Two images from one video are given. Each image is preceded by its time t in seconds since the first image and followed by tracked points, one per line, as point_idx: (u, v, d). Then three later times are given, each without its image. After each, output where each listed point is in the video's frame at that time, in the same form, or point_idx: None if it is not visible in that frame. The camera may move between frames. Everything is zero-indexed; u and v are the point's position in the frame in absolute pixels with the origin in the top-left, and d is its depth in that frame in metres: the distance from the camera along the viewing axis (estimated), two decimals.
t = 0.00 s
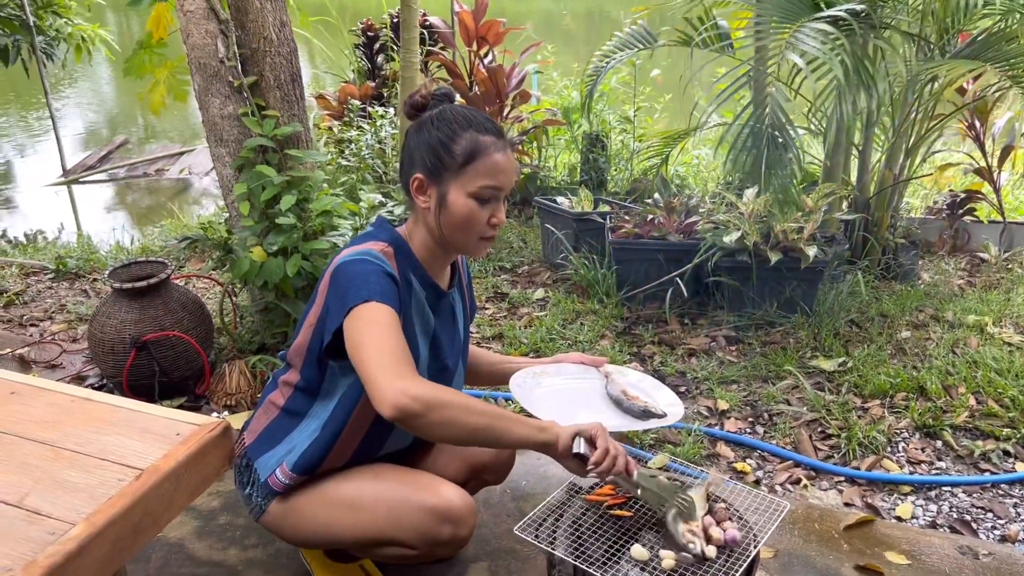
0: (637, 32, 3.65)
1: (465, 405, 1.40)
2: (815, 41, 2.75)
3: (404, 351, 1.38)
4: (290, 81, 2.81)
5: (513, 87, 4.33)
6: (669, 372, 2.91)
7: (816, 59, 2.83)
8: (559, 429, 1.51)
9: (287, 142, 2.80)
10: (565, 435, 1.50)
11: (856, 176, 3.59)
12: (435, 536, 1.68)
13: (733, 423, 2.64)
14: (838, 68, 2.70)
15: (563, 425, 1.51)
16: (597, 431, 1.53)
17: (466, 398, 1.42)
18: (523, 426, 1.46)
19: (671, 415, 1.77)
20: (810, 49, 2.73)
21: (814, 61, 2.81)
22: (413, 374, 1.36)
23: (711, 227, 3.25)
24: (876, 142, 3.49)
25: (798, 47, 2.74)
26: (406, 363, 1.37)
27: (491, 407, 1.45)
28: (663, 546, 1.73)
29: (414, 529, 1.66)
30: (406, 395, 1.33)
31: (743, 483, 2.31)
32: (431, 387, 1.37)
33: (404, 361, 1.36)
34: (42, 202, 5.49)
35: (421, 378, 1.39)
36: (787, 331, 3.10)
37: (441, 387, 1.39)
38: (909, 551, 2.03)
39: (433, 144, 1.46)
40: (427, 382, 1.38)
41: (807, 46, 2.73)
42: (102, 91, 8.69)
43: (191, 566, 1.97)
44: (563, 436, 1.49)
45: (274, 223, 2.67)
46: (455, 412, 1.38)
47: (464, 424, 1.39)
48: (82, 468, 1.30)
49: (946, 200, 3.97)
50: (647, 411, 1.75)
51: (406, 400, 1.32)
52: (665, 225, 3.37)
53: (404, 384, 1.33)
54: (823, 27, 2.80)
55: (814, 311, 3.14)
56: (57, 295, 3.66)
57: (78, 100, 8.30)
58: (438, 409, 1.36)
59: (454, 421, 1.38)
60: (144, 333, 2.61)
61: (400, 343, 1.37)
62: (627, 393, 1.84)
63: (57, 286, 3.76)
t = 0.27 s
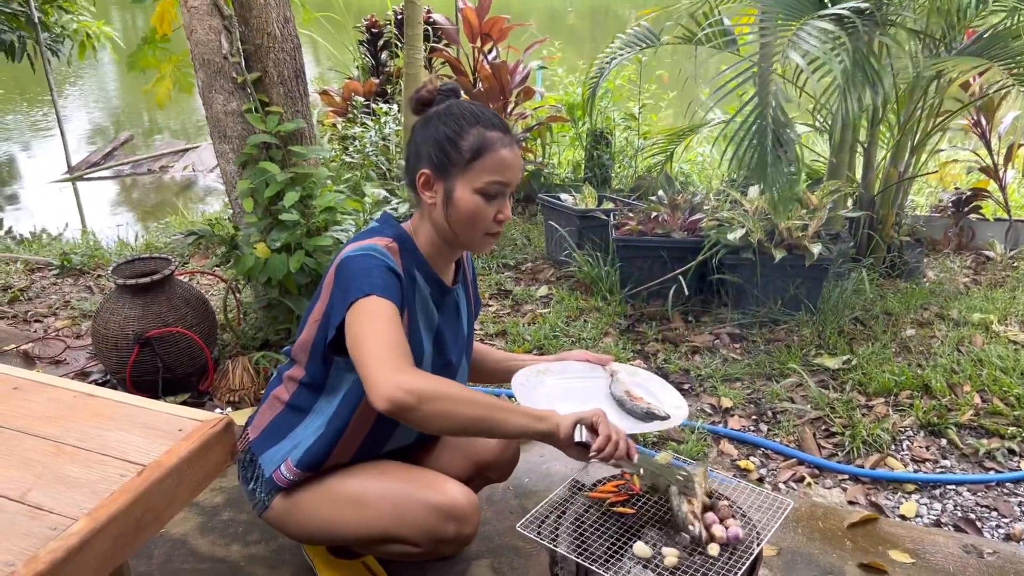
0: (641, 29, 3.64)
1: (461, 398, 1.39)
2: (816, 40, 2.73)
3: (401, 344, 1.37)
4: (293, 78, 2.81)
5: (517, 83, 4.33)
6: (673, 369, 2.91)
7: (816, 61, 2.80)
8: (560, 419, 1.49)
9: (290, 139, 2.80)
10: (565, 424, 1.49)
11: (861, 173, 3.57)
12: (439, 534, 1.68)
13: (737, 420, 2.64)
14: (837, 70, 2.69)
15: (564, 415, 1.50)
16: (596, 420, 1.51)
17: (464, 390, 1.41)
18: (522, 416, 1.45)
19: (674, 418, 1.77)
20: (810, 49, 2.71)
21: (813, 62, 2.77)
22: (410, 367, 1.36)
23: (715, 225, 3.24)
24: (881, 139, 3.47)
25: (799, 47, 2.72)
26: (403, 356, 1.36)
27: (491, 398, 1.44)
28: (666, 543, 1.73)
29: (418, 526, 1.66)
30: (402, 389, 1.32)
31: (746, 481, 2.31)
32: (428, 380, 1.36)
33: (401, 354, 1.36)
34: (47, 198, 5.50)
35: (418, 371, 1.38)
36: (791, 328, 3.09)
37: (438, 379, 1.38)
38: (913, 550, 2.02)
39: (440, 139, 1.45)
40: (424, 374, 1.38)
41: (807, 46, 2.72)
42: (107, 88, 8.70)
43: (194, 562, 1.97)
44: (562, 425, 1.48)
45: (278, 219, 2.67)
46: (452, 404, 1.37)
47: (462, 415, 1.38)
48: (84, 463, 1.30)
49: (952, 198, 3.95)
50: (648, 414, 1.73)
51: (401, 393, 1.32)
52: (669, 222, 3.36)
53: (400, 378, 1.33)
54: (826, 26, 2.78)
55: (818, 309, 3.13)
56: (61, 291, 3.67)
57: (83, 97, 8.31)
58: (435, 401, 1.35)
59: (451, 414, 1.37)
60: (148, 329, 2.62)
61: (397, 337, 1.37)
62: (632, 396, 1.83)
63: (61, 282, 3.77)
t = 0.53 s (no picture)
0: (646, 26, 3.62)
1: (426, 377, 1.38)
2: (820, 40, 2.70)
3: (367, 329, 1.35)
4: (298, 75, 2.80)
5: (522, 81, 4.33)
6: (678, 368, 2.90)
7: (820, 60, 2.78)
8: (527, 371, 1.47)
9: (295, 136, 2.80)
10: (533, 377, 1.46)
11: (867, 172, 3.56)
12: (446, 535, 1.68)
13: (742, 419, 2.63)
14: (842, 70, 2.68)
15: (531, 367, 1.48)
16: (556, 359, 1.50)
17: (433, 370, 1.40)
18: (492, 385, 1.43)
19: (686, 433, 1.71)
20: (815, 49, 2.68)
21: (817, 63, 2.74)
22: (376, 357, 1.35)
23: (720, 223, 3.23)
24: (887, 137, 3.46)
25: (803, 47, 2.69)
26: (369, 343, 1.35)
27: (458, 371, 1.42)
28: (671, 543, 1.73)
29: (428, 527, 1.66)
30: (364, 385, 1.31)
31: (751, 480, 2.30)
32: (394, 367, 1.35)
33: (367, 342, 1.34)
34: (52, 195, 5.51)
35: (385, 356, 1.37)
36: (797, 327, 3.08)
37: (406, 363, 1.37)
38: (919, 550, 2.01)
39: (454, 137, 1.44)
40: (391, 361, 1.36)
41: (811, 46, 2.69)
42: (112, 85, 8.71)
43: (198, 560, 1.97)
44: (530, 379, 1.46)
45: (282, 217, 2.66)
46: (418, 390, 1.36)
47: (429, 397, 1.38)
48: (89, 462, 1.30)
49: (958, 196, 3.93)
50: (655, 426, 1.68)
51: (365, 390, 1.31)
52: (674, 220, 3.36)
53: (363, 370, 1.32)
54: (830, 26, 2.75)
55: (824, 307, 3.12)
56: (66, 288, 3.67)
57: (88, 94, 8.32)
58: (400, 388, 1.35)
59: (421, 396, 1.37)
60: (152, 326, 2.62)
61: (364, 324, 1.35)
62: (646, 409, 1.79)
63: (66, 279, 3.77)
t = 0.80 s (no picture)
0: (651, 24, 3.62)
1: (434, 373, 1.37)
2: (828, 36, 2.70)
3: (375, 326, 1.35)
4: (302, 73, 2.80)
5: (526, 79, 4.33)
6: (682, 367, 2.89)
7: (828, 56, 2.78)
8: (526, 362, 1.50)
9: (299, 134, 2.80)
10: (533, 370, 1.50)
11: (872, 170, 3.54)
12: (447, 532, 1.68)
13: (747, 418, 2.62)
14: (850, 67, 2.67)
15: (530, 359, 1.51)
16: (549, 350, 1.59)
17: (439, 364, 1.40)
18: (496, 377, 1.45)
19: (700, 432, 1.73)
20: (823, 45, 2.68)
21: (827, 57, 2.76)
22: (384, 352, 1.34)
23: (725, 221, 3.22)
24: (893, 135, 3.45)
25: (810, 43, 2.69)
26: (377, 339, 1.34)
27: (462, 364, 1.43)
28: (676, 542, 1.72)
29: (429, 524, 1.66)
30: (378, 381, 1.30)
31: (756, 479, 2.29)
32: (402, 362, 1.35)
33: (375, 339, 1.34)
34: (56, 193, 5.51)
35: (392, 353, 1.36)
36: (802, 326, 3.07)
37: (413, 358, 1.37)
38: (926, 550, 2.01)
39: (454, 135, 1.43)
40: (399, 357, 1.36)
41: (819, 42, 2.69)
42: (116, 83, 8.72)
43: (202, 558, 1.97)
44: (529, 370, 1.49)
45: (286, 215, 2.66)
46: (427, 383, 1.36)
47: (439, 391, 1.38)
48: (93, 458, 1.29)
49: (964, 194, 3.91)
50: (671, 428, 1.71)
51: (377, 388, 1.30)
52: (679, 219, 3.35)
53: (374, 367, 1.31)
54: (837, 23, 2.75)
55: (829, 306, 3.11)
56: (71, 285, 3.68)
57: (92, 92, 8.32)
58: (410, 385, 1.34)
59: (430, 392, 1.37)
60: (156, 324, 2.62)
61: (372, 320, 1.35)
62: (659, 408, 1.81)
63: (70, 277, 3.77)
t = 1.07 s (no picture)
0: (654, 24, 3.62)
1: (440, 368, 1.36)
2: (831, 36, 2.70)
3: (376, 329, 1.34)
4: (305, 72, 2.80)
5: (529, 79, 4.33)
6: (685, 367, 2.89)
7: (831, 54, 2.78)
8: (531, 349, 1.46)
9: (302, 134, 2.80)
10: (539, 354, 1.47)
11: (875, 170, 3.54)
12: (452, 532, 1.68)
13: (750, 418, 2.62)
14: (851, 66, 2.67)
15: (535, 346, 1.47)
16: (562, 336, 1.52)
17: (443, 360, 1.38)
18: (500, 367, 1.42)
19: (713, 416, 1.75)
20: (825, 44, 2.68)
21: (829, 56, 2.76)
22: (387, 355, 1.33)
23: (728, 221, 3.22)
24: (896, 136, 3.44)
25: (814, 42, 2.70)
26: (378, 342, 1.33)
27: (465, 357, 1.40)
28: (680, 543, 1.72)
29: (433, 523, 1.66)
30: (382, 386, 1.30)
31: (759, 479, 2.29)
32: (404, 362, 1.33)
33: (376, 342, 1.33)
34: (59, 192, 5.52)
35: (396, 354, 1.35)
36: (805, 326, 3.07)
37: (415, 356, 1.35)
38: (929, 550, 2.00)
39: (451, 137, 1.43)
40: (402, 357, 1.34)
41: (822, 41, 2.69)
42: (118, 82, 8.72)
43: (206, 558, 1.97)
44: (534, 356, 1.46)
45: (289, 215, 2.66)
46: (431, 382, 1.34)
47: (442, 388, 1.36)
48: (97, 458, 1.29)
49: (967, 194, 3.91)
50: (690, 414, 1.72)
51: (382, 391, 1.30)
52: (682, 219, 3.35)
53: (377, 370, 1.30)
54: (841, 22, 2.75)
55: (832, 306, 3.11)
56: (73, 285, 3.68)
57: (95, 91, 8.33)
58: (416, 385, 1.33)
59: (435, 390, 1.36)
60: (159, 323, 2.62)
61: (371, 324, 1.34)
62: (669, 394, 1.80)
63: (73, 276, 3.77)
